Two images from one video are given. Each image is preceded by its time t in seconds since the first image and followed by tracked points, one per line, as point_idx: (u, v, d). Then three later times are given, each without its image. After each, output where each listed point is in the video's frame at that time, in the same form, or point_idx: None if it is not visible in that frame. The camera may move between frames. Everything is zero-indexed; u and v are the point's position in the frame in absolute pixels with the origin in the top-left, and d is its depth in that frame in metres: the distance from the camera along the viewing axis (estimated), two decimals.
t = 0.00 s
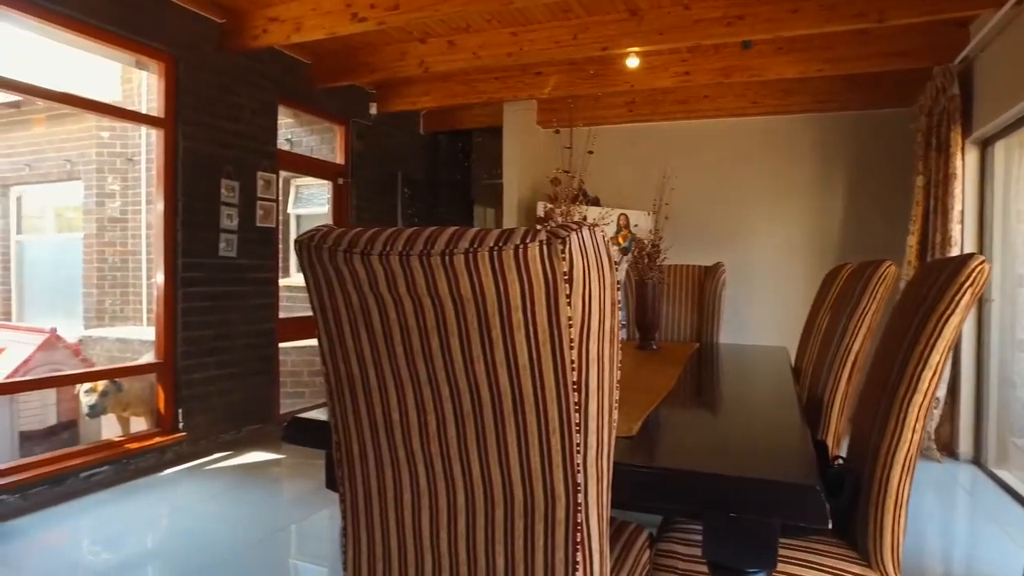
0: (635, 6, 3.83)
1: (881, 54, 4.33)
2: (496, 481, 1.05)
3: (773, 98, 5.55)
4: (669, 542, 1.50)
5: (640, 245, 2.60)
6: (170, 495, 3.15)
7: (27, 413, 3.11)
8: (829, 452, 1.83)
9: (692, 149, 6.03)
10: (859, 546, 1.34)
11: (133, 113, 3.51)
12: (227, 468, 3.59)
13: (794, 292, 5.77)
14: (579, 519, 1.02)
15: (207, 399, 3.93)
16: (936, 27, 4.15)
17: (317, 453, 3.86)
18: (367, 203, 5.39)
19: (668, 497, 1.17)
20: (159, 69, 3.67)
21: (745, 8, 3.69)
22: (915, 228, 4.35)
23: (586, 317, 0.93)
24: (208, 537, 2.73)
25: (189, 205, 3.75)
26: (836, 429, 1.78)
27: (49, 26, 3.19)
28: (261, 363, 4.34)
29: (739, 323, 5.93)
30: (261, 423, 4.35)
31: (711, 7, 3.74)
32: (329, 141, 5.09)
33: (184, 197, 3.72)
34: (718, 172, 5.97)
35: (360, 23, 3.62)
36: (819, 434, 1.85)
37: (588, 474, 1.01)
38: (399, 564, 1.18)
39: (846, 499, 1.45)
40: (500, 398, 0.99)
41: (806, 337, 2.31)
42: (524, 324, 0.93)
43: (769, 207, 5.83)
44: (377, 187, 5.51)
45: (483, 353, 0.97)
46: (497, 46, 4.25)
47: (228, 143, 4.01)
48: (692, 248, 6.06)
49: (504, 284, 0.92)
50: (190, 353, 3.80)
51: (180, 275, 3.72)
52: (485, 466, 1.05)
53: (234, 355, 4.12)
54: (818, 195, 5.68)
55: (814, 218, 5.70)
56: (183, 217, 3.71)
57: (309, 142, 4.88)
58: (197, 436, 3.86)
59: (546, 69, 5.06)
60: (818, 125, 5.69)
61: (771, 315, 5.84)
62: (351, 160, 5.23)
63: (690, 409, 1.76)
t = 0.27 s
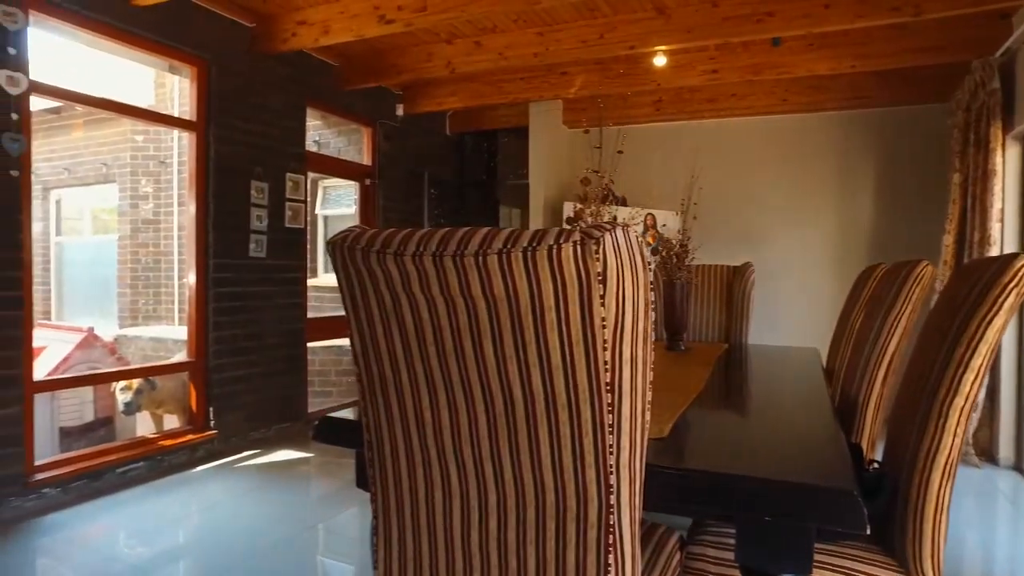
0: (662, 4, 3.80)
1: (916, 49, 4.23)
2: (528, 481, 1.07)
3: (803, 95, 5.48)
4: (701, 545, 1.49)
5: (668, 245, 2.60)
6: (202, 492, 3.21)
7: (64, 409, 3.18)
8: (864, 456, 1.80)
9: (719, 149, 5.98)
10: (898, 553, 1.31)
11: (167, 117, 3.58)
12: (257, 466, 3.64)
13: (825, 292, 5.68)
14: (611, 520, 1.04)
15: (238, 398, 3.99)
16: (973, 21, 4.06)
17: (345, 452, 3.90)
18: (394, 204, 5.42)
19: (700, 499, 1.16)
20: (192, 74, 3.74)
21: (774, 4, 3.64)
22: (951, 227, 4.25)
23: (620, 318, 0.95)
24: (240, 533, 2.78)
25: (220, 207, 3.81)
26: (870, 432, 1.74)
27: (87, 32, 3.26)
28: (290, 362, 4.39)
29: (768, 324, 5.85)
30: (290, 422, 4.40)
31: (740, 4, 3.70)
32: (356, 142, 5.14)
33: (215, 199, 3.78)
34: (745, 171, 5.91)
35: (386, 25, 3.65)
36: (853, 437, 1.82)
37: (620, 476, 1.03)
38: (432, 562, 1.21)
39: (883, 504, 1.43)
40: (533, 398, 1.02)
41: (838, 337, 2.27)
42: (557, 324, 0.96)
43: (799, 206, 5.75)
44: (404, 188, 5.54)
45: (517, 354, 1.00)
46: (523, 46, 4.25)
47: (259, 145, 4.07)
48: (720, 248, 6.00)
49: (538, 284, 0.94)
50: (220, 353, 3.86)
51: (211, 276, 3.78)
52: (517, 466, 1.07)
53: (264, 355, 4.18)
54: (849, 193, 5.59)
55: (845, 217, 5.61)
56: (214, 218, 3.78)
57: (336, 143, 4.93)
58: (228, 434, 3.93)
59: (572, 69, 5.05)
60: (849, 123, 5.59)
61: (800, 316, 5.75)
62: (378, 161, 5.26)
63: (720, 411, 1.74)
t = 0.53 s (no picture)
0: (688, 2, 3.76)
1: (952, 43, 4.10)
2: (557, 483, 1.08)
3: (832, 92, 5.41)
4: (729, 548, 1.47)
5: (695, 245, 2.58)
6: (231, 488, 3.26)
7: (99, 406, 3.27)
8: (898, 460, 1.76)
9: (744, 148, 5.93)
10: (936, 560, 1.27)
11: (197, 119, 3.64)
12: (284, 464, 3.68)
13: (854, 292, 5.59)
14: (641, 523, 1.04)
15: (265, 397, 4.04)
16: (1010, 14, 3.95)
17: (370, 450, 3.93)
18: (418, 205, 5.44)
19: (729, 502, 1.15)
20: (221, 77, 3.80)
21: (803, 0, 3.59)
22: (987, 227, 4.16)
23: (651, 318, 0.96)
24: (267, 530, 2.81)
25: (248, 208, 3.87)
26: (905, 436, 1.70)
27: (120, 38, 3.33)
28: (315, 362, 4.43)
29: (795, 324, 5.78)
30: (316, 421, 4.44)
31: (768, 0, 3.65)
32: (381, 143, 5.17)
33: (243, 201, 3.84)
34: (771, 170, 5.84)
35: (412, 26, 3.67)
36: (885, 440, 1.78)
37: (651, 478, 1.03)
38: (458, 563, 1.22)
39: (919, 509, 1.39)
40: (563, 397, 1.02)
41: (869, 338, 2.24)
42: (589, 325, 0.97)
43: (827, 205, 5.66)
44: (428, 188, 5.57)
45: (547, 354, 1.01)
46: (548, 46, 4.25)
47: (286, 147, 4.12)
48: (746, 247, 5.94)
49: (568, 283, 0.95)
50: (247, 352, 3.92)
51: (239, 277, 3.85)
52: (546, 466, 1.08)
53: (291, 354, 4.23)
54: (879, 192, 5.50)
55: (875, 216, 5.51)
56: (241, 219, 3.83)
57: (361, 144, 4.96)
58: (256, 432, 3.98)
59: (597, 68, 5.04)
60: (879, 120, 5.49)
61: (829, 316, 5.67)
62: (403, 162, 5.29)
63: (747, 411, 1.72)
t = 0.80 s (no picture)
0: None
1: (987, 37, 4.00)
2: (586, 483, 1.09)
3: (861, 88, 5.28)
4: (758, 552, 1.45)
5: (722, 245, 2.55)
6: (257, 486, 3.29)
7: (130, 403, 3.34)
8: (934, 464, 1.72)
9: (769, 147, 5.86)
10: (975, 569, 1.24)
11: (226, 122, 3.70)
12: (310, 462, 3.72)
13: (884, 293, 5.49)
14: (671, 526, 1.04)
15: (291, 395, 4.08)
16: None
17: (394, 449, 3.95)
18: (442, 205, 5.46)
19: (760, 505, 1.13)
20: (248, 79, 3.85)
21: None
22: None
23: (682, 319, 0.97)
24: (293, 528, 2.84)
25: (274, 209, 3.91)
26: (939, 440, 1.67)
27: (152, 43, 3.39)
28: (340, 362, 4.47)
29: (822, 325, 5.69)
30: (341, 420, 4.48)
31: None
32: (405, 144, 5.20)
33: (270, 202, 3.88)
34: (798, 169, 5.76)
35: (437, 27, 3.67)
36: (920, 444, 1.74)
37: (681, 481, 1.03)
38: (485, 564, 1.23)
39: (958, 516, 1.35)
40: (592, 398, 1.04)
41: (900, 339, 2.20)
42: (619, 325, 0.98)
43: (856, 204, 5.58)
44: (452, 189, 5.58)
45: (577, 354, 1.03)
46: (572, 45, 4.24)
47: (312, 148, 4.17)
48: (772, 247, 5.86)
49: (599, 283, 0.97)
50: (274, 351, 3.96)
51: (266, 277, 3.89)
52: (575, 467, 1.09)
53: (316, 353, 4.27)
54: (910, 191, 5.39)
55: (906, 215, 5.41)
56: (268, 220, 3.88)
57: (385, 145, 4.99)
58: (282, 430, 4.02)
59: (621, 67, 5.02)
60: (909, 118, 5.40)
61: (858, 317, 5.57)
62: (426, 162, 5.31)
63: (774, 413, 1.69)
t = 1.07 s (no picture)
0: None
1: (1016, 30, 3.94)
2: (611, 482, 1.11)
3: (887, 86, 5.19)
4: (786, 556, 1.43)
5: (746, 245, 2.53)
6: (280, 484, 3.32)
7: (157, 401, 3.39)
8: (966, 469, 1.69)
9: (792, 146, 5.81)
10: None
11: (250, 124, 3.74)
12: (332, 460, 3.74)
13: (910, 293, 5.40)
14: (698, 528, 1.06)
15: (313, 394, 4.12)
16: None
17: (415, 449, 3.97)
18: (463, 205, 5.47)
19: (787, 508, 1.12)
20: (271, 81, 3.88)
21: None
22: None
23: (710, 320, 0.98)
24: (315, 526, 2.86)
25: (297, 210, 3.95)
26: (971, 443, 1.63)
27: (178, 47, 3.44)
28: (362, 361, 4.49)
29: (848, 325, 5.61)
30: (363, 419, 4.51)
31: None
32: (426, 145, 5.22)
33: (293, 203, 3.92)
34: (821, 168, 5.70)
35: (459, 27, 3.68)
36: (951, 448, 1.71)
37: (708, 482, 1.04)
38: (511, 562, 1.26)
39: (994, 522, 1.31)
40: (618, 398, 1.06)
41: (929, 339, 2.16)
42: (646, 325, 0.99)
43: (881, 203, 5.50)
44: (473, 189, 5.59)
45: (603, 354, 1.04)
46: (593, 44, 4.22)
47: (334, 149, 4.20)
48: (795, 247, 5.80)
49: (626, 283, 0.98)
50: (297, 351, 4.00)
51: (288, 277, 3.93)
52: (601, 468, 1.11)
53: (338, 353, 4.29)
54: (938, 190, 5.30)
55: (933, 214, 5.32)
56: (292, 221, 3.92)
57: (406, 146, 5.00)
58: (304, 429, 4.06)
59: (642, 66, 5.00)
60: (937, 115, 5.31)
61: (884, 318, 5.49)
62: (447, 162, 5.32)
63: (799, 414, 1.68)
